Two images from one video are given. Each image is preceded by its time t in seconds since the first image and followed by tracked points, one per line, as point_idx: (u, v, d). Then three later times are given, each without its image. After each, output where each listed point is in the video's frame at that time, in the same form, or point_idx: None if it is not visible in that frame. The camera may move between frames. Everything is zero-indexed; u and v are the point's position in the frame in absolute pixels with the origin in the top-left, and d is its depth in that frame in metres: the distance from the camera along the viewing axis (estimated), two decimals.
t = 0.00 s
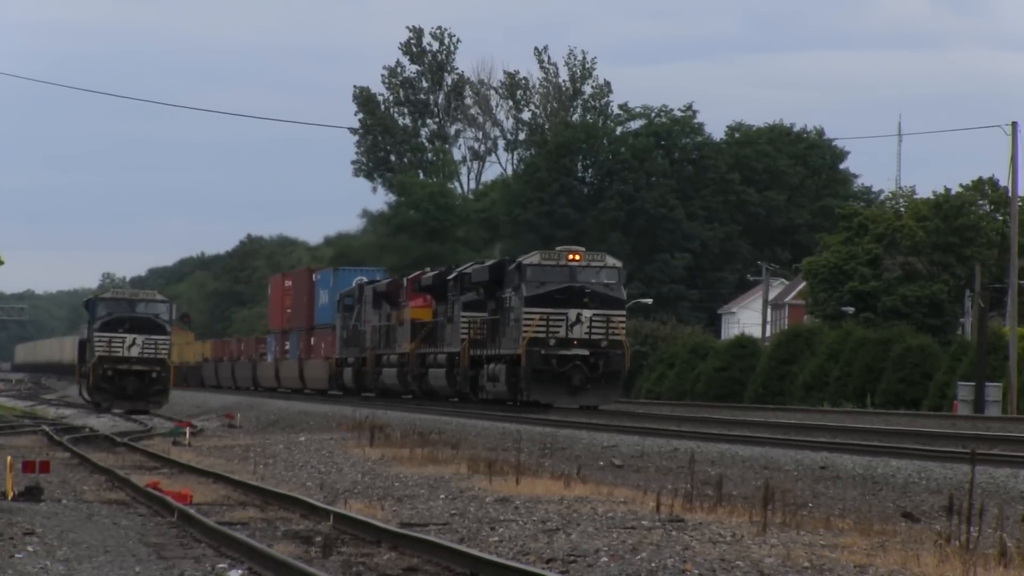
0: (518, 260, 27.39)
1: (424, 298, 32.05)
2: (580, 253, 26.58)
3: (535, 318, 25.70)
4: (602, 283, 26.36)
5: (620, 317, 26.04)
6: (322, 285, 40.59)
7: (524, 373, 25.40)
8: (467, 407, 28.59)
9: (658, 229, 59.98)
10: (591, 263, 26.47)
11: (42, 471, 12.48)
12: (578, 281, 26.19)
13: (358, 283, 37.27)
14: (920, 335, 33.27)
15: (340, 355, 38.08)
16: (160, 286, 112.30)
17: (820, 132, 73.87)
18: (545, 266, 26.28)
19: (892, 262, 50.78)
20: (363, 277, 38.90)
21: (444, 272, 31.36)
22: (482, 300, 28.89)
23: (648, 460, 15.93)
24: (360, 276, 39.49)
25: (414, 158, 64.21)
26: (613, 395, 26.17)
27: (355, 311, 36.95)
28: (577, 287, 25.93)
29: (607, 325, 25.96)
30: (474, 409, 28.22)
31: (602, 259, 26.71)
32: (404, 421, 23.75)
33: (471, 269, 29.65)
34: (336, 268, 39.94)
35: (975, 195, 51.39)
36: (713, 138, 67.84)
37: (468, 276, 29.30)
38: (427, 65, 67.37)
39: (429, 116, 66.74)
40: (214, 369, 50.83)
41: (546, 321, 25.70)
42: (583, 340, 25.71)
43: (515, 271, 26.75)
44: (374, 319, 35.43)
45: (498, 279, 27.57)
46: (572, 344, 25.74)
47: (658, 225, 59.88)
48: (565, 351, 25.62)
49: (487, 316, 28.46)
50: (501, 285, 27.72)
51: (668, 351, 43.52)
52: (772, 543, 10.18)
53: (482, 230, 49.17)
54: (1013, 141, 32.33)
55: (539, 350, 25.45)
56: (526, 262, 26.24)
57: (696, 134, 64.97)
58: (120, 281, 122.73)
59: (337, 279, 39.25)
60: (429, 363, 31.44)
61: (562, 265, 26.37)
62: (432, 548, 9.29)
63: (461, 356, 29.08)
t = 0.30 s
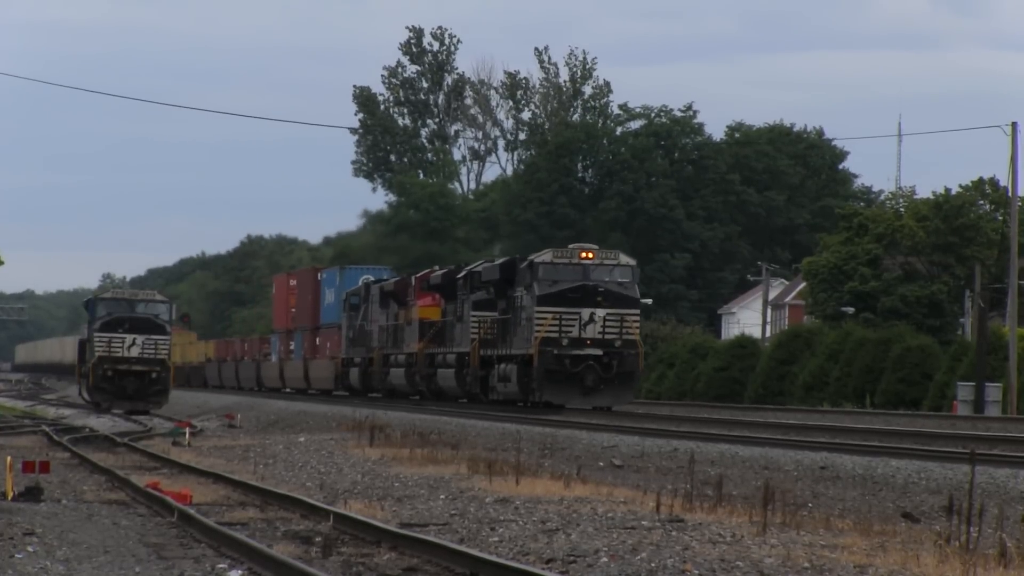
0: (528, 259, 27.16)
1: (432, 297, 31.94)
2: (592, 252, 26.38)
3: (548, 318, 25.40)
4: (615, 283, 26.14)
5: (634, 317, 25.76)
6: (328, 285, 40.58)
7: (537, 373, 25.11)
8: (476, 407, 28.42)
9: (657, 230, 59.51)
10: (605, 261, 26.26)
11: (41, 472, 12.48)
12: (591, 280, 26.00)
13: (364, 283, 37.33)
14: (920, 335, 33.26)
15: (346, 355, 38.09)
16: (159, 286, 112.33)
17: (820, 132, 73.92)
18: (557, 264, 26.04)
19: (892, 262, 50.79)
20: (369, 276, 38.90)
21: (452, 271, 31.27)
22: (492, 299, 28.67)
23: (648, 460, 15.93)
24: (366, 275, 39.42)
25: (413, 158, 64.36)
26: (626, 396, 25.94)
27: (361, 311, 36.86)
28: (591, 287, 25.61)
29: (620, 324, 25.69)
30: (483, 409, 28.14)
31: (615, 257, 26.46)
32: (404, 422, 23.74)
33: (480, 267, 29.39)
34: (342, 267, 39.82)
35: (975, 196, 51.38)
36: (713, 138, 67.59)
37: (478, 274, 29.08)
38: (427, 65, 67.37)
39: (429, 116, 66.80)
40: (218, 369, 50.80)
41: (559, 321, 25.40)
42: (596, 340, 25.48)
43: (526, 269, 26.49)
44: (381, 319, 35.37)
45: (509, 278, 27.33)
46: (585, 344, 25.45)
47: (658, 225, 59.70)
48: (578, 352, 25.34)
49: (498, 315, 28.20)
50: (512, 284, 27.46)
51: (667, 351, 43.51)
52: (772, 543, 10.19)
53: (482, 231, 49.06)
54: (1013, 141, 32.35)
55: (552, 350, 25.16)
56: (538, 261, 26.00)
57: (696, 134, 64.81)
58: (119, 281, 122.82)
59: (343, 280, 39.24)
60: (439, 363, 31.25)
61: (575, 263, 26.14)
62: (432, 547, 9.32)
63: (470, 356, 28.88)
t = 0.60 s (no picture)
0: (540, 256, 26.73)
1: (441, 295, 31.67)
2: (606, 248, 25.77)
3: (561, 316, 24.88)
4: (629, 280, 25.55)
5: (648, 315, 25.35)
6: (334, 283, 40.59)
7: (550, 373, 24.66)
8: (486, 407, 28.10)
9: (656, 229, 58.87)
10: (618, 258, 25.66)
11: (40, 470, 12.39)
12: (605, 277, 25.38)
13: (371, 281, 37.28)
14: (919, 334, 33.26)
15: (353, 354, 37.97)
16: (158, 286, 112.33)
17: (820, 132, 73.97)
18: (570, 261, 25.43)
19: (892, 261, 50.80)
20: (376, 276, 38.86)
21: (461, 269, 31.05)
22: (502, 297, 28.28)
23: (648, 459, 15.91)
24: (372, 274, 39.38)
25: (413, 157, 64.48)
26: (640, 396, 25.49)
27: (368, 309, 36.95)
28: (604, 285, 25.12)
29: (634, 323, 25.28)
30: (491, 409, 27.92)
31: (628, 254, 25.85)
32: (404, 421, 23.65)
33: (491, 264, 28.95)
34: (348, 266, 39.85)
35: (975, 195, 51.43)
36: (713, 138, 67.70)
37: (488, 272, 28.69)
38: (427, 65, 67.30)
39: (428, 115, 66.84)
40: (220, 368, 50.75)
41: (572, 319, 24.88)
42: (609, 339, 24.99)
43: (539, 267, 26.00)
44: (388, 318, 35.23)
45: (521, 275, 26.94)
46: (599, 343, 24.96)
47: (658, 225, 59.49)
48: (592, 351, 24.85)
49: (509, 314, 27.83)
50: (523, 282, 27.05)
51: (667, 350, 43.45)
52: (771, 543, 10.20)
53: (482, 230, 49.14)
54: (1013, 140, 32.35)
55: (565, 349, 24.69)
56: (550, 258, 25.46)
57: (695, 133, 64.71)
58: (118, 280, 122.81)
59: (349, 278, 39.20)
60: (447, 362, 30.96)
61: (588, 260, 25.57)
62: (433, 547, 9.37)
63: (480, 356, 28.50)
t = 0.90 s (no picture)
0: (552, 254, 26.40)
1: (451, 294, 31.41)
2: (620, 246, 25.56)
3: (574, 315, 24.52)
4: (644, 278, 25.26)
5: (663, 314, 25.08)
6: (339, 281, 40.50)
7: (563, 373, 24.32)
8: (497, 408, 27.89)
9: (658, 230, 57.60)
10: (633, 255, 25.40)
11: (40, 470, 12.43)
12: (619, 275, 25.13)
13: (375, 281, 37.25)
14: (919, 333, 33.27)
15: (359, 354, 37.98)
16: (159, 286, 112.38)
17: (820, 132, 74.22)
18: (583, 259, 25.11)
19: (892, 261, 50.78)
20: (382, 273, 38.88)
21: (472, 268, 30.77)
22: (513, 296, 27.99)
23: (648, 459, 15.91)
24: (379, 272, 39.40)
25: (413, 156, 64.02)
26: (655, 396, 25.16)
27: (373, 308, 36.89)
28: (618, 283, 24.85)
29: (649, 322, 24.98)
30: (501, 409, 27.85)
31: (643, 251, 25.63)
32: (404, 421, 23.63)
33: (501, 262, 28.63)
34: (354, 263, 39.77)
35: (975, 194, 51.41)
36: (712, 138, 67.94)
37: (498, 270, 28.37)
38: (428, 65, 67.67)
39: (429, 114, 66.93)
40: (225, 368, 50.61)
41: (585, 317, 24.53)
42: (624, 338, 24.63)
43: (551, 265, 25.61)
44: (395, 317, 35.17)
45: (533, 273, 26.59)
46: (613, 343, 24.61)
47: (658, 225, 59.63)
48: (605, 350, 24.52)
49: (520, 312, 27.52)
50: (534, 280, 26.72)
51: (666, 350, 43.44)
52: (771, 542, 10.21)
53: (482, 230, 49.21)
54: (1013, 140, 32.33)
55: (578, 349, 24.34)
56: (563, 255, 25.09)
57: (695, 133, 64.67)
58: (120, 281, 123.00)
59: (355, 276, 39.19)
60: (456, 361, 30.84)
61: (602, 258, 25.30)
62: (433, 546, 9.39)
63: (491, 355, 28.23)
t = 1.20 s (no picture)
0: (564, 253, 26.35)
1: (461, 293, 31.60)
2: (634, 244, 25.26)
3: (587, 313, 24.32)
4: (657, 277, 25.00)
5: (677, 313, 24.74)
6: (348, 281, 40.56)
7: (576, 372, 24.08)
8: (510, 408, 27.76)
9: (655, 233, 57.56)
10: (646, 254, 25.15)
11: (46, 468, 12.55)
12: (632, 274, 24.85)
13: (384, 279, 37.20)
14: (914, 333, 33.41)
15: (368, 353, 38.10)
16: (164, 286, 112.69)
17: (817, 133, 74.49)
18: (597, 258, 24.93)
19: (888, 262, 50.94)
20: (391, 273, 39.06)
21: (482, 266, 30.70)
22: (525, 294, 27.91)
23: (646, 457, 16.05)
24: (387, 271, 39.45)
25: (415, 158, 64.31)
26: (669, 397, 24.78)
27: (383, 308, 37.01)
28: (631, 281, 24.64)
29: (662, 322, 24.67)
30: (512, 409, 27.80)
31: (656, 250, 25.34)
32: (404, 420, 23.79)
33: (513, 261, 28.58)
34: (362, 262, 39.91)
35: (968, 194, 51.18)
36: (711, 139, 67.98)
37: (509, 269, 28.32)
38: (429, 67, 67.95)
39: (430, 117, 66.96)
40: (233, 368, 50.56)
41: (599, 316, 24.32)
42: (637, 337, 24.38)
43: (564, 263, 25.43)
44: (404, 316, 35.35)
45: (545, 272, 26.58)
46: (626, 342, 24.37)
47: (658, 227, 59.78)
48: (619, 350, 24.27)
49: (532, 311, 27.43)
50: (547, 279, 26.63)
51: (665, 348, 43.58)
52: (769, 539, 10.34)
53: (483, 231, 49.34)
54: (1008, 142, 32.44)
55: (592, 348, 24.13)
56: (577, 255, 24.92)
57: (694, 135, 65.48)
58: (126, 282, 123.48)
59: (364, 275, 39.32)
60: (467, 361, 30.83)
61: (615, 256, 25.08)
62: (434, 544, 9.54)
63: (503, 354, 28.15)
